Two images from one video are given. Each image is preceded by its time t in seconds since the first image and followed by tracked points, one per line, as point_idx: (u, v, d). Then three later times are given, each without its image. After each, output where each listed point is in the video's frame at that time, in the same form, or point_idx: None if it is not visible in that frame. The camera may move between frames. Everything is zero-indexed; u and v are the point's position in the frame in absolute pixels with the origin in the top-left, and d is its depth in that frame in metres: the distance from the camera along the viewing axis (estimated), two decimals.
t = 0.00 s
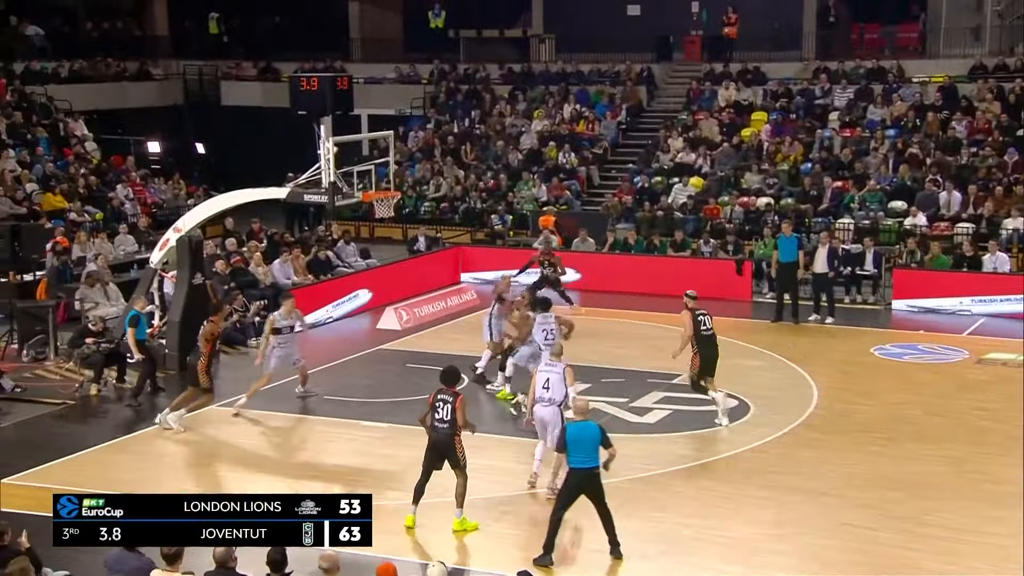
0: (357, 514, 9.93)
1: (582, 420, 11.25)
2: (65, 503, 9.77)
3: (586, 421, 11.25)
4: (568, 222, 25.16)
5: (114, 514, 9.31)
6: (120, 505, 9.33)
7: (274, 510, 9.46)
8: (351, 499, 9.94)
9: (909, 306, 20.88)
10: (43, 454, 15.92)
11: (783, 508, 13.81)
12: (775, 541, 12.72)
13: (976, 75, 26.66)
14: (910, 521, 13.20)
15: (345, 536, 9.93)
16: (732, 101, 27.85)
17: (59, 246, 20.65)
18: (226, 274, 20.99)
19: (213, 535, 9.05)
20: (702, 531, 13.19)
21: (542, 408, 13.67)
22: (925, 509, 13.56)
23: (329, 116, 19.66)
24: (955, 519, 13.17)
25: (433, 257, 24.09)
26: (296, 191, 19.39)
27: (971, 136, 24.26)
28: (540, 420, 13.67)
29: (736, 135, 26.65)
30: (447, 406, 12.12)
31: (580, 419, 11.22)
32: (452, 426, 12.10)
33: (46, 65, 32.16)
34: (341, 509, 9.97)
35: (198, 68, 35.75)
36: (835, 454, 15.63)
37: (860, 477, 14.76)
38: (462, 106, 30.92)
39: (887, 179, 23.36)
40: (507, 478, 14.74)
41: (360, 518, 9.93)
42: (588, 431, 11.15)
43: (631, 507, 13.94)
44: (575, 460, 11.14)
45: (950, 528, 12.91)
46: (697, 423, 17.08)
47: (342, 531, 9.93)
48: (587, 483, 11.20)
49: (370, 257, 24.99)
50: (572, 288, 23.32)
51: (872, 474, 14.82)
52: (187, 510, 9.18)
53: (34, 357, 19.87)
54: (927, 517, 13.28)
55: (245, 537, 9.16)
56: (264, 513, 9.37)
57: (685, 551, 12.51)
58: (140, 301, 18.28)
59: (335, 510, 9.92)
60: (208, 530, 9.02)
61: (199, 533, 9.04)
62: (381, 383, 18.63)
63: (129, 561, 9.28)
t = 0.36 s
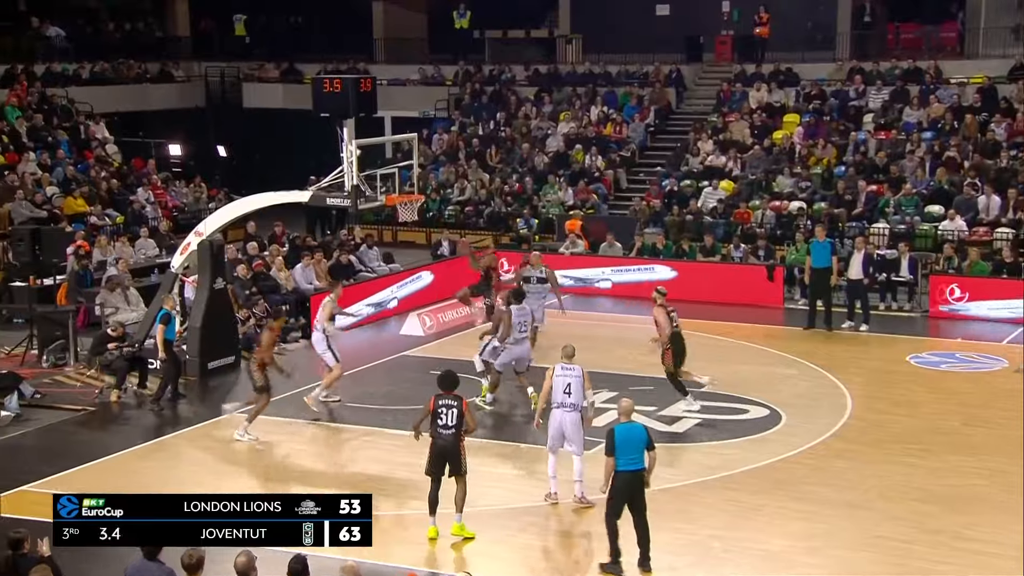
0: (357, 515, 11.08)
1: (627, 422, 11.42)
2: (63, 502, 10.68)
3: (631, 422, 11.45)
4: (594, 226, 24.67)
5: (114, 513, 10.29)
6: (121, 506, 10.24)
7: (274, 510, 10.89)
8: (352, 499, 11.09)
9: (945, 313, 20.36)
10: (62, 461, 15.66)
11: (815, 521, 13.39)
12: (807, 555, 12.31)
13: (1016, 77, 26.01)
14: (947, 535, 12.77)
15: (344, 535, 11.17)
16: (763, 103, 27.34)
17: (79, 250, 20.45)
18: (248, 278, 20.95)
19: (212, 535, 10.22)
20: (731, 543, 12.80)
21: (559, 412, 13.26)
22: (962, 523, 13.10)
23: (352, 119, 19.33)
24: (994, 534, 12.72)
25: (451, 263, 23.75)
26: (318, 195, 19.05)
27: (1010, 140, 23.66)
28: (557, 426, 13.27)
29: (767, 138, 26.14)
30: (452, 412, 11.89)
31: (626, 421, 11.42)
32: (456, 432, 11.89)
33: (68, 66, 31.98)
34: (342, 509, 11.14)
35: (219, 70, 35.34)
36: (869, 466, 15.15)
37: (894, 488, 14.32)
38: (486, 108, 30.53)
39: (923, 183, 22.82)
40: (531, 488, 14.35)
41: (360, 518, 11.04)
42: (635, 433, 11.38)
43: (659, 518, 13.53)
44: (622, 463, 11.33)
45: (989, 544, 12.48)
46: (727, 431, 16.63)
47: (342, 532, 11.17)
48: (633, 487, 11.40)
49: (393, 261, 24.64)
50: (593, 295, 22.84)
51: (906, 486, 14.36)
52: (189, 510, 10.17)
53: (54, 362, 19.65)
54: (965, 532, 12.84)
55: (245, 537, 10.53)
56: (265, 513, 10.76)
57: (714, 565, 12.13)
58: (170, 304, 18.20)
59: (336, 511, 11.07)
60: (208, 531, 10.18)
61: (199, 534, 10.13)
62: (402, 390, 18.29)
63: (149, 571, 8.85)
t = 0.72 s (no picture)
0: (357, 515, 12.01)
1: (653, 435, 10.93)
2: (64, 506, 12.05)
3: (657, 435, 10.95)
4: (616, 233, 24.06)
5: (115, 514, 11.80)
6: (119, 507, 11.75)
7: (275, 510, 11.83)
8: (354, 499, 12.25)
9: (979, 324, 19.79)
10: (71, 472, 15.26)
11: (845, 537, 12.89)
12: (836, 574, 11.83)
13: None
14: (983, 554, 12.24)
15: (348, 534, 12.07)
16: (791, 107, 26.78)
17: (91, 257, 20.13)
18: (262, 286, 20.51)
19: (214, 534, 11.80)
20: (757, 560, 12.32)
21: (575, 421, 12.72)
22: (997, 542, 12.58)
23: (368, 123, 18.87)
24: None
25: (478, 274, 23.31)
26: (334, 201, 18.62)
27: None
28: (572, 435, 12.72)
29: (795, 142, 25.61)
30: (467, 421, 11.37)
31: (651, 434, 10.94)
32: (472, 444, 11.35)
33: (81, 70, 31.71)
34: (344, 510, 12.09)
35: (234, 73, 35.29)
36: (900, 480, 14.61)
37: (927, 504, 13.78)
38: (506, 112, 30.09)
39: (957, 190, 22.26)
40: (551, 501, 13.88)
41: (360, 518, 11.98)
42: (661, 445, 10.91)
43: (684, 534, 13.04)
44: (646, 476, 10.79)
45: None
46: (753, 443, 16.08)
47: (344, 531, 12.03)
48: (659, 501, 10.86)
49: (410, 269, 24.19)
50: (628, 305, 22.47)
51: (938, 502, 13.83)
52: (188, 511, 11.78)
53: (64, 371, 19.24)
54: (1001, 551, 12.30)
55: (246, 537, 11.82)
56: (265, 514, 11.79)
57: None
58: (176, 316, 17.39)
59: (337, 511, 12.01)
60: (209, 530, 11.81)
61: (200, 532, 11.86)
62: (420, 401, 17.82)
63: None
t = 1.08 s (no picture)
0: (356, 516, 12.34)
1: (671, 443, 10.36)
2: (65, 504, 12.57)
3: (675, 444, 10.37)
4: (628, 237, 23.72)
5: (115, 514, 12.65)
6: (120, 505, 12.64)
7: (275, 511, 12.12)
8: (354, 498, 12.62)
9: (1001, 330, 19.29)
10: (69, 482, 14.78)
11: (865, 550, 12.40)
12: None
13: None
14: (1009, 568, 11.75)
15: (346, 535, 12.32)
16: (808, 107, 26.30)
17: (90, 262, 19.67)
18: (265, 291, 20.05)
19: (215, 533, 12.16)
20: (774, 573, 11.83)
21: (592, 428, 12.45)
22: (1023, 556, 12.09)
23: (374, 125, 18.40)
24: None
25: (482, 282, 22.76)
26: (339, 204, 18.16)
27: None
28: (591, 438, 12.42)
29: (811, 144, 25.13)
30: (482, 430, 10.89)
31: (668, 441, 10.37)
32: (488, 452, 10.86)
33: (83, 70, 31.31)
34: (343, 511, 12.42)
35: (237, 73, 34.79)
36: (922, 490, 14.12)
37: (948, 516, 13.29)
38: (515, 113, 29.61)
39: (979, 192, 21.85)
40: (560, 512, 13.40)
41: (359, 518, 12.34)
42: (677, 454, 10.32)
43: (700, 545, 12.55)
44: (662, 486, 10.23)
45: None
46: (769, 451, 15.59)
47: (343, 531, 12.30)
48: (679, 512, 10.25)
49: (417, 273, 23.73)
50: (642, 311, 21.95)
51: (960, 513, 13.33)
52: (188, 509, 12.40)
53: (63, 378, 18.77)
54: None
55: (246, 536, 12.15)
56: (266, 514, 12.05)
57: None
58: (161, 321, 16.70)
59: (337, 512, 12.42)
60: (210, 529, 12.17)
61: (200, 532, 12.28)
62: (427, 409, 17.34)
63: None
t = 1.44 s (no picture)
0: (356, 517, 12.50)
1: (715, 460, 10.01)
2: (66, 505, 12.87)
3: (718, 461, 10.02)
4: (636, 237, 23.40)
5: (115, 514, 12.96)
6: (119, 506, 12.98)
7: (275, 511, 12.60)
8: (352, 500, 12.89)
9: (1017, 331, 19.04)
10: (66, 487, 14.41)
11: (878, 557, 12.01)
12: None
13: None
14: None
15: (346, 536, 12.37)
16: (820, 104, 25.91)
17: (88, 262, 19.28)
18: (266, 292, 19.68)
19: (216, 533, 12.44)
20: None
21: (608, 425, 12.39)
22: None
23: (377, 123, 18.05)
24: None
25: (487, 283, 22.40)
26: (342, 203, 17.83)
27: None
28: (609, 437, 12.41)
29: (824, 142, 24.74)
30: (526, 440, 10.75)
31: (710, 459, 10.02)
32: (530, 460, 10.77)
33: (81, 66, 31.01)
34: (343, 511, 12.72)
35: (237, 70, 34.36)
36: (936, 495, 13.73)
37: (963, 521, 12.90)
38: (521, 110, 29.21)
39: (995, 190, 21.52)
40: (567, 517, 13.04)
41: (359, 518, 12.51)
42: (721, 471, 9.96)
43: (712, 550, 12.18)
44: (701, 501, 9.98)
45: None
46: (780, 455, 15.21)
47: (343, 532, 12.40)
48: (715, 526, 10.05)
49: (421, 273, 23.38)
50: (650, 312, 21.56)
51: (976, 520, 12.95)
52: (188, 510, 12.77)
53: (61, 380, 18.44)
54: None
55: (245, 537, 12.45)
56: (265, 514, 12.49)
57: None
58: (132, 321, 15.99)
59: (336, 512, 12.64)
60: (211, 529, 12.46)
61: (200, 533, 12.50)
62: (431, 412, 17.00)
63: None
